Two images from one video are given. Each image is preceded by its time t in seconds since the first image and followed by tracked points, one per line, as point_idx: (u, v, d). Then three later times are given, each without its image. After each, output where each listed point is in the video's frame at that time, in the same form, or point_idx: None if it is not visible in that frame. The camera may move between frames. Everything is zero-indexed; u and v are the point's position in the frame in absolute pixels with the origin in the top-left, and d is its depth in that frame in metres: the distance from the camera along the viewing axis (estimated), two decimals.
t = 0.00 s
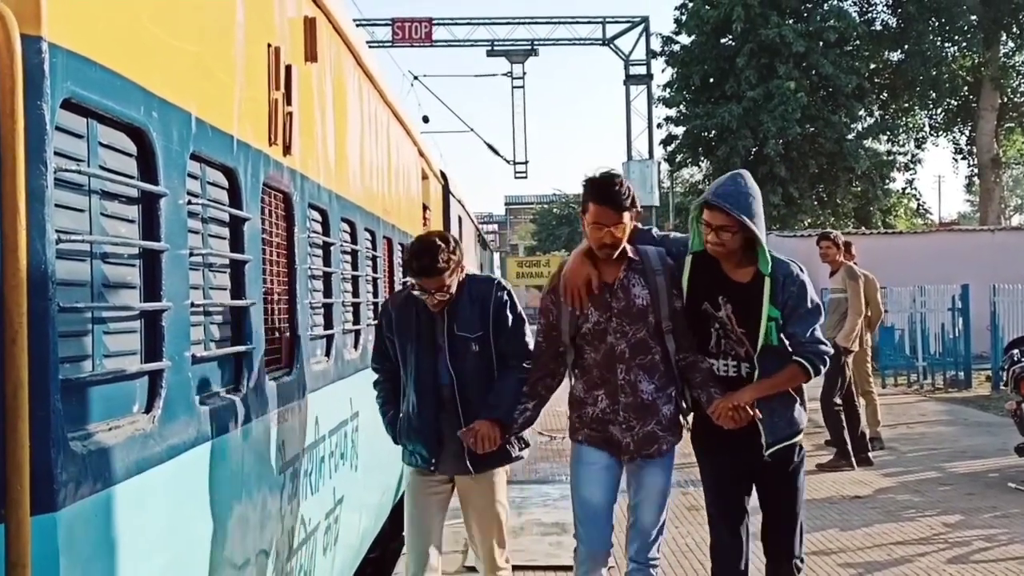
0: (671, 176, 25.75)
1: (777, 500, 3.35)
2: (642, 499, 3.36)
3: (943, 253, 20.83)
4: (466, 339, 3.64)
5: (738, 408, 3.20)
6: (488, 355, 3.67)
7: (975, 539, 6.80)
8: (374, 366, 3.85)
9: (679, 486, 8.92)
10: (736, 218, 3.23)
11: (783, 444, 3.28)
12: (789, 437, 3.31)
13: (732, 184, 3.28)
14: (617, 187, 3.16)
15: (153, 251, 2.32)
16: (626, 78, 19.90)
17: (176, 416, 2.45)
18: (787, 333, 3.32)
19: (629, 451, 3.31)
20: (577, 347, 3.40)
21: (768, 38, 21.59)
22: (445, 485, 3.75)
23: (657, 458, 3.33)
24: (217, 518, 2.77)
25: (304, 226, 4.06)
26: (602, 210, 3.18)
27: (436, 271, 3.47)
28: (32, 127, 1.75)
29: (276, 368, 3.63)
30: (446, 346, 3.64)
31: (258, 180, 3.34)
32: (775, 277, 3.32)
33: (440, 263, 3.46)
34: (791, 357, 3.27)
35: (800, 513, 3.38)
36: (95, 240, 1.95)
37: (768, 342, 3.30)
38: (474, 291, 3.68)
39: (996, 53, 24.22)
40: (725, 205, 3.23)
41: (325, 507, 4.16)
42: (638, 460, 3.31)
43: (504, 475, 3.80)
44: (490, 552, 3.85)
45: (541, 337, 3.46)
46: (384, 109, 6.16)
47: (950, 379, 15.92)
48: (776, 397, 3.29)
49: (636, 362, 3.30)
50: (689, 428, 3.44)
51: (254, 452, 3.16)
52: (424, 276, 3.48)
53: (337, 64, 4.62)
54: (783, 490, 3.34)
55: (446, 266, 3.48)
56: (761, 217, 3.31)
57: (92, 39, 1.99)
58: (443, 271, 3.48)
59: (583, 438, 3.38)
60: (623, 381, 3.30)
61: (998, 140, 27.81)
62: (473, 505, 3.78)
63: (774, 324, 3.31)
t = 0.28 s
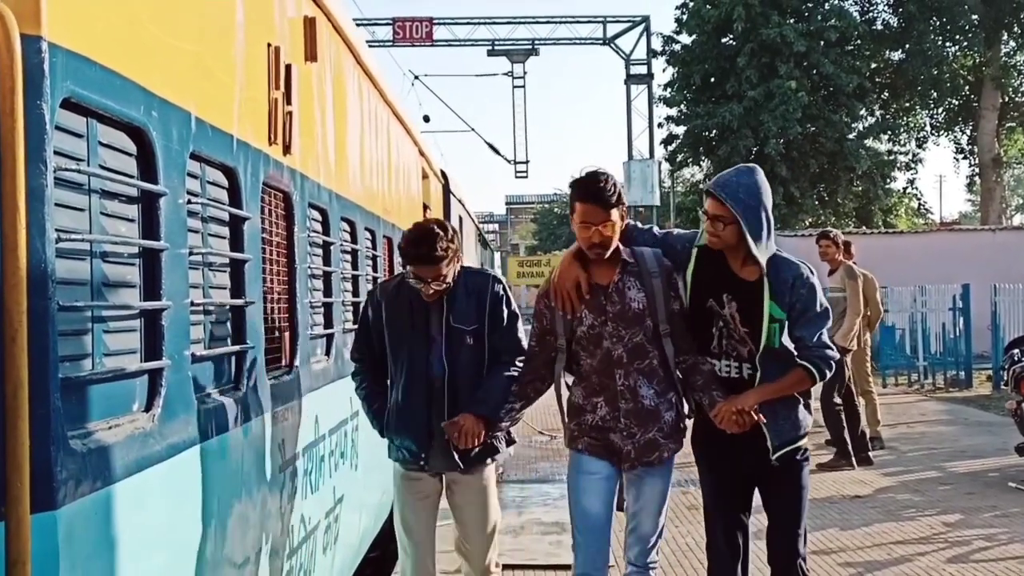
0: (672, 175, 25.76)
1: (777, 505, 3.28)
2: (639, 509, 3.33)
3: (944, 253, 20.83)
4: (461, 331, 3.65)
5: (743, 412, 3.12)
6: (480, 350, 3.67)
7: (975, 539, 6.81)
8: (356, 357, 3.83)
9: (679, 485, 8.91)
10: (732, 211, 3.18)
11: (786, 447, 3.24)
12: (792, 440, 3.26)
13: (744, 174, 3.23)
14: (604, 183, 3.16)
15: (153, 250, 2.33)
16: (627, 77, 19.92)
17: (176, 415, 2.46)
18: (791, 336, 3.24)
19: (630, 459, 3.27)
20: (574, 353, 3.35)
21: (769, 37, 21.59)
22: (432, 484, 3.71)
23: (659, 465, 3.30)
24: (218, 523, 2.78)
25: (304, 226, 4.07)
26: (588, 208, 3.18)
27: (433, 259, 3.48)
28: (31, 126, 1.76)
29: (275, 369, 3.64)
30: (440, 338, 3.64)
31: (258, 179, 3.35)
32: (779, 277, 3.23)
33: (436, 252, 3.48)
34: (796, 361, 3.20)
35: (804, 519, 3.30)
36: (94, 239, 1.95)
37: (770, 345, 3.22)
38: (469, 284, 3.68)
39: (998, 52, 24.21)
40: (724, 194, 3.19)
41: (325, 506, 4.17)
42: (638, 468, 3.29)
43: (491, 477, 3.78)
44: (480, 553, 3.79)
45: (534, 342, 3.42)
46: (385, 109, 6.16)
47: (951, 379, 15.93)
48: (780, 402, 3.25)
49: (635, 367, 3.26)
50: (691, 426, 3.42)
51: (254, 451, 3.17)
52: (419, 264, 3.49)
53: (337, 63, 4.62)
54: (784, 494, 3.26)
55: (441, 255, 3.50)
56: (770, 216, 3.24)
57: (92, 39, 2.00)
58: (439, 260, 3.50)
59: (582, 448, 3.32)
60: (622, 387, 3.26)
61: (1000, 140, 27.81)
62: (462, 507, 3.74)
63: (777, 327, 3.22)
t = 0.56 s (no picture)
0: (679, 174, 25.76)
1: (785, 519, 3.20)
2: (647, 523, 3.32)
3: (951, 252, 20.82)
4: (461, 329, 3.56)
5: (749, 427, 3.11)
6: (477, 352, 3.59)
7: (981, 537, 6.82)
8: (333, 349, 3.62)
9: (686, 484, 8.91)
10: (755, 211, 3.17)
11: (795, 467, 3.14)
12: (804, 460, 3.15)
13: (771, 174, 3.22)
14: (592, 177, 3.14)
15: (160, 248, 2.35)
16: (634, 76, 19.92)
17: (183, 412, 2.47)
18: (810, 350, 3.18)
19: (631, 471, 3.24)
20: (568, 362, 3.30)
21: (776, 36, 21.58)
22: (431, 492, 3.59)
23: (661, 478, 3.27)
24: (224, 520, 2.78)
25: (310, 224, 4.08)
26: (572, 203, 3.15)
27: (451, 243, 3.37)
28: (41, 125, 1.77)
29: (282, 366, 3.65)
30: (438, 335, 3.54)
31: (265, 177, 3.37)
32: (801, 288, 3.18)
33: (454, 236, 3.36)
34: (814, 379, 3.14)
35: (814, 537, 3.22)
36: (101, 236, 1.96)
37: (789, 357, 3.17)
38: (473, 282, 3.61)
39: (1006, 51, 24.19)
40: (748, 193, 3.18)
41: (331, 504, 4.18)
42: (640, 480, 3.25)
43: (484, 474, 3.65)
44: (472, 559, 3.65)
45: (524, 350, 3.39)
46: (391, 107, 6.16)
47: (958, 378, 15.94)
48: (796, 421, 3.15)
49: (630, 375, 3.22)
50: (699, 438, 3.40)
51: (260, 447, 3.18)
52: (433, 249, 3.37)
53: (343, 62, 4.63)
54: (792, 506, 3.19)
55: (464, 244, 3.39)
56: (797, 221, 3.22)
57: (100, 38, 2.02)
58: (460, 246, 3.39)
59: (582, 466, 3.28)
60: (620, 397, 3.22)
61: (1008, 139, 27.79)
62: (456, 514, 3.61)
63: (797, 339, 3.17)
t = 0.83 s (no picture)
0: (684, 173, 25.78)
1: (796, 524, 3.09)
2: (659, 530, 3.15)
3: (958, 250, 20.84)
4: (464, 336, 3.52)
5: (750, 430, 3.00)
6: (478, 361, 3.55)
7: (987, 536, 6.83)
8: (332, 354, 3.52)
9: (691, 484, 8.91)
10: (775, 207, 3.02)
11: (806, 475, 3.01)
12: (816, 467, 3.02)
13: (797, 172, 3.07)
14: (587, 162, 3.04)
15: (169, 246, 2.36)
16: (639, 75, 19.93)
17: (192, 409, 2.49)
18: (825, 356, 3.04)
19: (626, 470, 3.09)
20: (563, 355, 3.15)
21: (782, 35, 21.56)
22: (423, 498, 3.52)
23: (657, 479, 3.11)
24: (234, 518, 2.82)
25: (317, 223, 4.09)
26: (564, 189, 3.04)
27: (460, 235, 3.36)
28: (52, 126, 1.79)
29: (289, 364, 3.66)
30: (442, 341, 3.49)
31: (271, 175, 3.38)
32: (817, 291, 3.04)
33: (464, 228, 3.35)
34: (828, 388, 3.01)
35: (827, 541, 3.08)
36: (111, 235, 1.98)
37: (803, 363, 3.04)
38: (476, 290, 3.59)
39: (1012, 50, 24.18)
40: (768, 189, 3.04)
41: (338, 502, 4.19)
42: (634, 480, 3.10)
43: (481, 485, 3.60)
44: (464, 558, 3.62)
45: (519, 346, 3.24)
46: (396, 107, 6.16)
47: (964, 377, 15.94)
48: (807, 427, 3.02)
49: (628, 369, 3.08)
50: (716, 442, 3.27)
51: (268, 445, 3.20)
52: (444, 241, 3.36)
53: (349, 62, 4.64)
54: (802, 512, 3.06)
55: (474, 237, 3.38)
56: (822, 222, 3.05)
57: (109, 38, 2.03)
58: (468, 237, 3.38)
59: (573, 466, 3.13)
60: (615, 391, 3.08)
61: (1015, 138, 27.80)
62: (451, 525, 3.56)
63: (812, 344, 3.03)
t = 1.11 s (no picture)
0: (691, 171, 25.83)
1: (826, 530, 2.99)
2: (637, 523, 3.01)
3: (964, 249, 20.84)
4: (463, 343, 3.24)
5: (747, 417, 2.94)
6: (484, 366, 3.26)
7: (992, 534, 6.85)
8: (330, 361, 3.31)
9: (696, 481, 8.94)
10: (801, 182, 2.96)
11: (823, 475, 2.95)
12: (836, 466, 2.95)
13: (829, 146, 2.99)
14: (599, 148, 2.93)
15: (182, 247, 2.40)
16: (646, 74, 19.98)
17: (203, 407, 2.52)
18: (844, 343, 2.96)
19: (610, 468, 2.99)
20: (555, 349, 3.04)
21: (788, 34, 21.59)
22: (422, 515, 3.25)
23: (642, 474, 3.00)
24: (245, 514, 2.85)
25: (326, 222, 4.13)
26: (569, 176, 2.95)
27: (468, 216, 3.15)
28: (69, 128, 1.82)
29: (299, 363, 3.70)
30: (438, 347, 3.23)
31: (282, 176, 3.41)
32: (842, 273, 2.95)
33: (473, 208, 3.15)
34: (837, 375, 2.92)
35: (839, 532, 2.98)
36: (127, 236, 2.01)
37: (822, 350, 2.97)
38: (484, 290, 3.31)
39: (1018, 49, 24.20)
40: (794, 164, 2.97)
41: (347, 499, 4.23)
42: (620, 479, 3.00)
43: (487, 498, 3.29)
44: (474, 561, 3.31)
45: (517, 344, 3.09)
46: (404, 106, 6.21)
47: (970, 376, 15.97)
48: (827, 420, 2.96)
49: (615, 365, 2.98)
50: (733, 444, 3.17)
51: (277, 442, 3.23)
52: (452, 222, 3.14)
53: (358, 62, 4.67)
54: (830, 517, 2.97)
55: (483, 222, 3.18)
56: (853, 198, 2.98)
57: (122, 41, 2.05)
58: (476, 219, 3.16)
59: (561, 473, 3.05)
60: (600, 387, 2.99)
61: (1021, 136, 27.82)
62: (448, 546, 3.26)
63: (833, 331, 2.95)
